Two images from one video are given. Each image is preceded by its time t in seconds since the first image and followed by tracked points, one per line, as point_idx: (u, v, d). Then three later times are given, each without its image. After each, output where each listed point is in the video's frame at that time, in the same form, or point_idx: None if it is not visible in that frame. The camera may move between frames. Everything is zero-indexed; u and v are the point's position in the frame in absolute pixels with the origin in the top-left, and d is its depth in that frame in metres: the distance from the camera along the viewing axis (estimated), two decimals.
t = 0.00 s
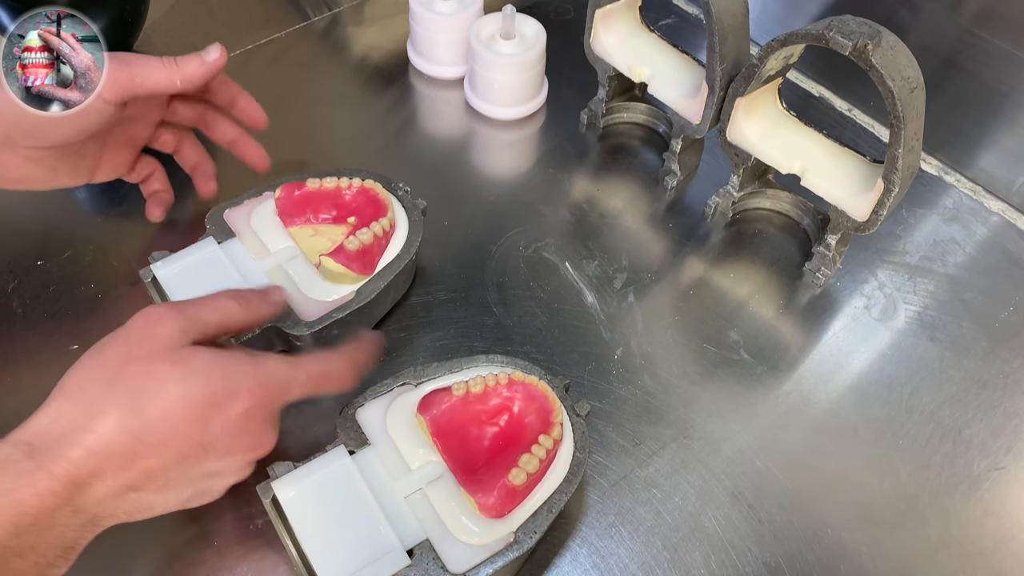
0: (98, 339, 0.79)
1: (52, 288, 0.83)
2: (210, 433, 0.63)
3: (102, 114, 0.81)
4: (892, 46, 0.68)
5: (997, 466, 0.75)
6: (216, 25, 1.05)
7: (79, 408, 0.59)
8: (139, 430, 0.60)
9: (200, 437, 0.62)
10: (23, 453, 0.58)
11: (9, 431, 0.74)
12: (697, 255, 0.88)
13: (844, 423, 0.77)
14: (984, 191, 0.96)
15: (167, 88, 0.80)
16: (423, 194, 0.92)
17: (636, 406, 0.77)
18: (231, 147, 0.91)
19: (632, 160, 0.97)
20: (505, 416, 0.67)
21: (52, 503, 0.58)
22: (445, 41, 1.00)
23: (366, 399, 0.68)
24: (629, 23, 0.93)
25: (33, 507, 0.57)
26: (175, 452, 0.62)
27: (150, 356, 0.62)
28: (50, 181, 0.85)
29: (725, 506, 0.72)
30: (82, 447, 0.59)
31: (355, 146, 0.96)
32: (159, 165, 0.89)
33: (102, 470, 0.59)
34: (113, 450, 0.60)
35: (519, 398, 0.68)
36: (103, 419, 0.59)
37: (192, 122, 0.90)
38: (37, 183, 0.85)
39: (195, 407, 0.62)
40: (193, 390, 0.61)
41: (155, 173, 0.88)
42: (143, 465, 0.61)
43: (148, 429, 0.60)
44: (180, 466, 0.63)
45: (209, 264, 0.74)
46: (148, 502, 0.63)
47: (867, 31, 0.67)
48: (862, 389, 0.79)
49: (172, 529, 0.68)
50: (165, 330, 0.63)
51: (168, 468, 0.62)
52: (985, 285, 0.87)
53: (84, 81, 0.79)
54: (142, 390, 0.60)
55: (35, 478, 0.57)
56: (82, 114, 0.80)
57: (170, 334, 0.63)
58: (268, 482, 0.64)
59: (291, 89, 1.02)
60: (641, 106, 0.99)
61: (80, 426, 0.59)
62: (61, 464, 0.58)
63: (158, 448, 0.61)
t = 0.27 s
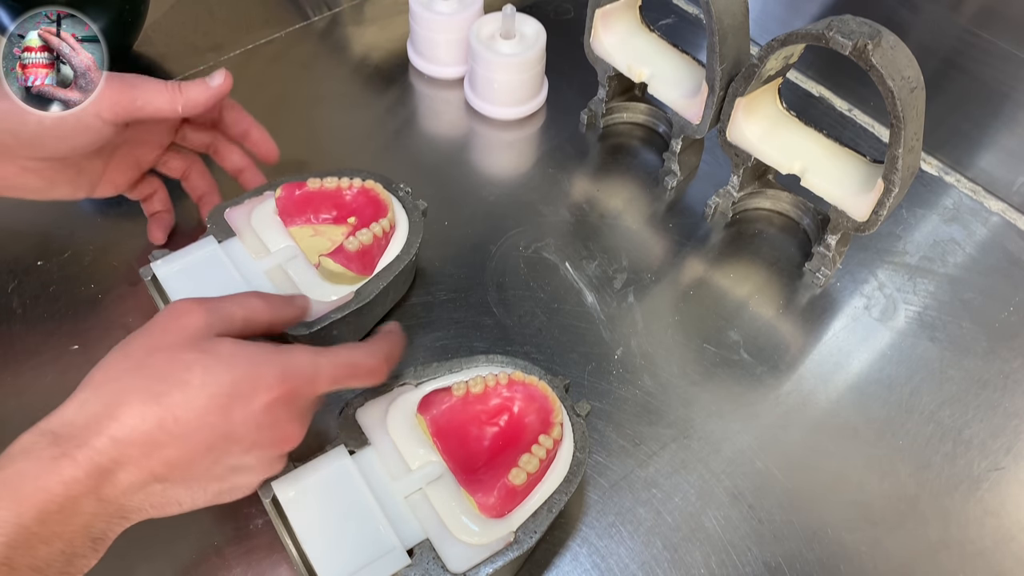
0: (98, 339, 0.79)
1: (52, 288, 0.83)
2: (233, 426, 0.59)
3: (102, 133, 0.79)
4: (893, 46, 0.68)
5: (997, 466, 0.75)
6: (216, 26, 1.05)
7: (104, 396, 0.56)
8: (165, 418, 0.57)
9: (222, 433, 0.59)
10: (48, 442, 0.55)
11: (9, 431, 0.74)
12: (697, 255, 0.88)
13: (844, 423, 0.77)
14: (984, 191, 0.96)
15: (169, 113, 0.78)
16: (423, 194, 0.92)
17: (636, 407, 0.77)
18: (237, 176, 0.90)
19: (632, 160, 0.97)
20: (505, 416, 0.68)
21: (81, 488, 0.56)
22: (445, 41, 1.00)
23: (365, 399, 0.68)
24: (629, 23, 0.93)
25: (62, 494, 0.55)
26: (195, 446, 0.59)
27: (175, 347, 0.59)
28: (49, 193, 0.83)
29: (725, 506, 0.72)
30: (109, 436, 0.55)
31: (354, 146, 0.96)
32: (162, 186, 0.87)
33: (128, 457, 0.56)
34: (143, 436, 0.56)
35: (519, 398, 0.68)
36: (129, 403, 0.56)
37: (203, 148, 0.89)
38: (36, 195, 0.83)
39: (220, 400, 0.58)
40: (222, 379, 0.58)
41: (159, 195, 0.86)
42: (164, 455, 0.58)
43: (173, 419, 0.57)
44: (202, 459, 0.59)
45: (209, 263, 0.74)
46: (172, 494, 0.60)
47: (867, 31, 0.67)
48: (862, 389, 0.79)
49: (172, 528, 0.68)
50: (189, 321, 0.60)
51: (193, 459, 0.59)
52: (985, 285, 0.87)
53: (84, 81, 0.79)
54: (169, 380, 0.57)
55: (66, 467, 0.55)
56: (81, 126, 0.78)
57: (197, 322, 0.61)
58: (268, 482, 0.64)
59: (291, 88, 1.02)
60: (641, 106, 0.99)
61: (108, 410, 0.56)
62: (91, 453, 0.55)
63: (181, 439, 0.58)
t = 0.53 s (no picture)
0: (98, 339, 0.79)
1: (52, 288, 0.83)
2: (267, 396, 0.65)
3: (106, 128, 0.79)
4: (892, 46, 0.68)
5: (997, 466, 0.75)
6: (216, 26, 1.05)
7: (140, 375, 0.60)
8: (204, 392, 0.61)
9: (257, 402, 0.64)
10: (90, 424, 0.58)
11: (9, 431, 0.74)
12: (697, 255, 0.88)
13: (844, 423, 0.77)
14: (984, 191, 0.96)
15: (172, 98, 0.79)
16: (423, 194, 0.92)
17: (636, 406, 0.77)
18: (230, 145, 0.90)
19: (632, 160, 0.97)
20: (505, 416, 0.67)
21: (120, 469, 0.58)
22: (445, 40, 1.00)
23: (365, 399, 0.68)
24: (629, 23, 0.93)
25: (102, 477, 0.57)
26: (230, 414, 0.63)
27: (204, 323, 0.63)
28: (57, 194, 0.84)
29: (725, 506, 0.72)
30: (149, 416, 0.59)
31: (354, 146, 0.96)
32: (161, 172, 0.88)
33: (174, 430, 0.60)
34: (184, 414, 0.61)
35: (519, 398, 0.68)
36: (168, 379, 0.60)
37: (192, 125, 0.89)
38: (44, 197, 0.84)
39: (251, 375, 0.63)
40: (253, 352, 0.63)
41: (160, 180, 0.87)
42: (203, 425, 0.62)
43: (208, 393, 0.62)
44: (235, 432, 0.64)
45: (209, 263, 0.74)
46: (206, 472, 0.64)
47: (867, 31, 0.67)
48: (862, 389, 0.79)
49: (173, 528, 0.68)
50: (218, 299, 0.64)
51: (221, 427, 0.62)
52: (985, 285, 0.87)
53: (84, 81, 0.79)
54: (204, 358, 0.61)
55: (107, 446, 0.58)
56: (88, 125, 0.78)
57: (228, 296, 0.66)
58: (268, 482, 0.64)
59: (291, 88, 1.02)
60: (641, 106, 0.99)
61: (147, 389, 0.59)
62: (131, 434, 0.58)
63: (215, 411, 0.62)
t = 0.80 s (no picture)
0: (98, 339, 0.79)
1: (53, 288, 0.83)
2: (278, 394, 0.58)
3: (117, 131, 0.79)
4: (892, 46, 0.68)
5: (997, 465, 0.75)
6: (216, 26, 1.05)
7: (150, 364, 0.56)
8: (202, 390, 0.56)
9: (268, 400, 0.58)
10: (96, 411, 0.55)
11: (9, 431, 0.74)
12: (697, 255, 0.88)
13: (844, 424, 0.77)
14: (984, 191, 0.96)
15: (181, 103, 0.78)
16: (423, 194, 0.92)
17: (636, 407, 0.77)
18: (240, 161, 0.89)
19: (632, 160, 0.97)
20: (504, 415, 0.67)
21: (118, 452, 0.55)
22: (445, 41, 1.00)
23: (365, 400, 0.68)
24: (629, 23, 0.93)
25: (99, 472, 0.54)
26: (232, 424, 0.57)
27: (220, 314, 0.58)
28: (69, 195, 0.84)
29: (725, 506, 0.72)
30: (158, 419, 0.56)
31: (354, 145, 0.96)
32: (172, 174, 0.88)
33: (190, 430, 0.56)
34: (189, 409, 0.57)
35: (518, 397, 0.68)
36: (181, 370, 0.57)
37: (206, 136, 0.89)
38: (55, 198, 0.84)
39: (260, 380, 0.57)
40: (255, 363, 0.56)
41: (170, 181, 0.88)
42: (211, 423, 0.57)
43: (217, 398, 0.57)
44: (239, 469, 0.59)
45: (208, 264, 0.75)
46: (219, 467, 0.59)
47: (867, 31, 0.67)
48: (862, 389, 0.79)
49: (172, 528, 0.68)
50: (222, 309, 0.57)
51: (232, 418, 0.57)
52: (985, 285, 0.87)
53: (84, 81, 0.78)
54: (213, 349, 0.56)
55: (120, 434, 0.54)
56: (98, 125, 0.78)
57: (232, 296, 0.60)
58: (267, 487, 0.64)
59: (291, 88, 1.02)
60: (641, 106, 0.99)
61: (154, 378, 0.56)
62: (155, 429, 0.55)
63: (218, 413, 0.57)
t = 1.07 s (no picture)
0: (98, 338, 0.79)
1: (52, 288, 0.83)
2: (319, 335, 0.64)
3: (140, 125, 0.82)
4: (892, 46, 0.68)
5: (997, 466, 0.75)
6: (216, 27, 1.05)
7: (197, 309, 0.58)
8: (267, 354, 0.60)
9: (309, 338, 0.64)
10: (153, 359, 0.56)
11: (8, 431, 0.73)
12: (697, 255, 0.88)
13: (844, 424, 0.77)
14: (984, 191, 0.96)
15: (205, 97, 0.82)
16: (423, 194, 0.92)
17: (636, 407, 0.77)
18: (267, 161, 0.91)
19: (632, 159, 0.97)
20: (504, 415, 0.67)
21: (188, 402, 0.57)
22: (446, 40, 1.00)
23: (364, 401, 0.68)
24: (629, 23, 0.93)
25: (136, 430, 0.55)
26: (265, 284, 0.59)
27: (254, 262, 0.61)
28: (87, 184, 0.86)
29: (725, 506, 0.72)
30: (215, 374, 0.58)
31: (354, 145, 0.96)
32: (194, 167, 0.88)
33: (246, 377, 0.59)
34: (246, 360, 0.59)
35: (518, 397, 0.68)
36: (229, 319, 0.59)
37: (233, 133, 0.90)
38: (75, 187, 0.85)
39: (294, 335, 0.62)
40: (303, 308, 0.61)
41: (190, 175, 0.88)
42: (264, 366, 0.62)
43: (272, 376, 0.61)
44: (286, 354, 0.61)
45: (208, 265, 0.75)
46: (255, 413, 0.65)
47: (867, 31, 0.67)
48: (862, 389, 0.79)
49: (172, 527, 0.68)
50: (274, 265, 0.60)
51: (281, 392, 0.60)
52: (985, 285, 0.87)
53: (84, 81, 0.81)
54: (259, 291, 0.60)
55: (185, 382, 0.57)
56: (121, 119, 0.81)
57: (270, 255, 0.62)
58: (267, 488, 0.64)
59: (291, 88, 1.02)
60: (641, 106, 0.99)
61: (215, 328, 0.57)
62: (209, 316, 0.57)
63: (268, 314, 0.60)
